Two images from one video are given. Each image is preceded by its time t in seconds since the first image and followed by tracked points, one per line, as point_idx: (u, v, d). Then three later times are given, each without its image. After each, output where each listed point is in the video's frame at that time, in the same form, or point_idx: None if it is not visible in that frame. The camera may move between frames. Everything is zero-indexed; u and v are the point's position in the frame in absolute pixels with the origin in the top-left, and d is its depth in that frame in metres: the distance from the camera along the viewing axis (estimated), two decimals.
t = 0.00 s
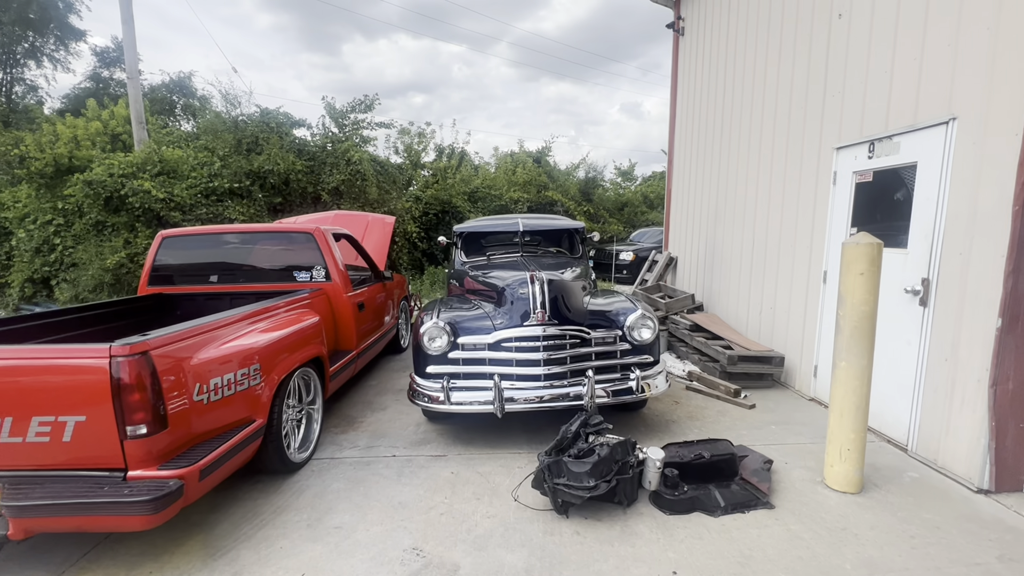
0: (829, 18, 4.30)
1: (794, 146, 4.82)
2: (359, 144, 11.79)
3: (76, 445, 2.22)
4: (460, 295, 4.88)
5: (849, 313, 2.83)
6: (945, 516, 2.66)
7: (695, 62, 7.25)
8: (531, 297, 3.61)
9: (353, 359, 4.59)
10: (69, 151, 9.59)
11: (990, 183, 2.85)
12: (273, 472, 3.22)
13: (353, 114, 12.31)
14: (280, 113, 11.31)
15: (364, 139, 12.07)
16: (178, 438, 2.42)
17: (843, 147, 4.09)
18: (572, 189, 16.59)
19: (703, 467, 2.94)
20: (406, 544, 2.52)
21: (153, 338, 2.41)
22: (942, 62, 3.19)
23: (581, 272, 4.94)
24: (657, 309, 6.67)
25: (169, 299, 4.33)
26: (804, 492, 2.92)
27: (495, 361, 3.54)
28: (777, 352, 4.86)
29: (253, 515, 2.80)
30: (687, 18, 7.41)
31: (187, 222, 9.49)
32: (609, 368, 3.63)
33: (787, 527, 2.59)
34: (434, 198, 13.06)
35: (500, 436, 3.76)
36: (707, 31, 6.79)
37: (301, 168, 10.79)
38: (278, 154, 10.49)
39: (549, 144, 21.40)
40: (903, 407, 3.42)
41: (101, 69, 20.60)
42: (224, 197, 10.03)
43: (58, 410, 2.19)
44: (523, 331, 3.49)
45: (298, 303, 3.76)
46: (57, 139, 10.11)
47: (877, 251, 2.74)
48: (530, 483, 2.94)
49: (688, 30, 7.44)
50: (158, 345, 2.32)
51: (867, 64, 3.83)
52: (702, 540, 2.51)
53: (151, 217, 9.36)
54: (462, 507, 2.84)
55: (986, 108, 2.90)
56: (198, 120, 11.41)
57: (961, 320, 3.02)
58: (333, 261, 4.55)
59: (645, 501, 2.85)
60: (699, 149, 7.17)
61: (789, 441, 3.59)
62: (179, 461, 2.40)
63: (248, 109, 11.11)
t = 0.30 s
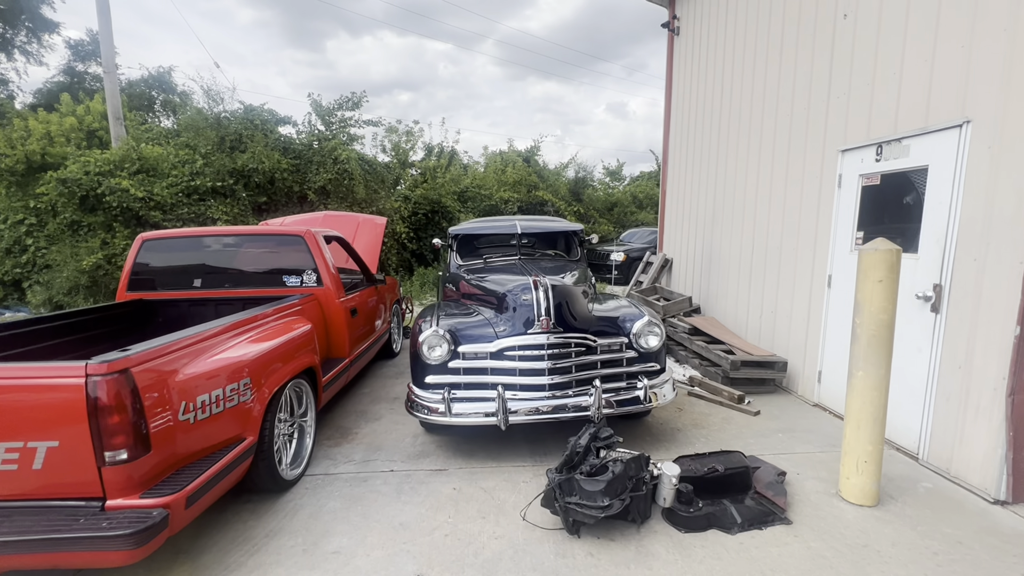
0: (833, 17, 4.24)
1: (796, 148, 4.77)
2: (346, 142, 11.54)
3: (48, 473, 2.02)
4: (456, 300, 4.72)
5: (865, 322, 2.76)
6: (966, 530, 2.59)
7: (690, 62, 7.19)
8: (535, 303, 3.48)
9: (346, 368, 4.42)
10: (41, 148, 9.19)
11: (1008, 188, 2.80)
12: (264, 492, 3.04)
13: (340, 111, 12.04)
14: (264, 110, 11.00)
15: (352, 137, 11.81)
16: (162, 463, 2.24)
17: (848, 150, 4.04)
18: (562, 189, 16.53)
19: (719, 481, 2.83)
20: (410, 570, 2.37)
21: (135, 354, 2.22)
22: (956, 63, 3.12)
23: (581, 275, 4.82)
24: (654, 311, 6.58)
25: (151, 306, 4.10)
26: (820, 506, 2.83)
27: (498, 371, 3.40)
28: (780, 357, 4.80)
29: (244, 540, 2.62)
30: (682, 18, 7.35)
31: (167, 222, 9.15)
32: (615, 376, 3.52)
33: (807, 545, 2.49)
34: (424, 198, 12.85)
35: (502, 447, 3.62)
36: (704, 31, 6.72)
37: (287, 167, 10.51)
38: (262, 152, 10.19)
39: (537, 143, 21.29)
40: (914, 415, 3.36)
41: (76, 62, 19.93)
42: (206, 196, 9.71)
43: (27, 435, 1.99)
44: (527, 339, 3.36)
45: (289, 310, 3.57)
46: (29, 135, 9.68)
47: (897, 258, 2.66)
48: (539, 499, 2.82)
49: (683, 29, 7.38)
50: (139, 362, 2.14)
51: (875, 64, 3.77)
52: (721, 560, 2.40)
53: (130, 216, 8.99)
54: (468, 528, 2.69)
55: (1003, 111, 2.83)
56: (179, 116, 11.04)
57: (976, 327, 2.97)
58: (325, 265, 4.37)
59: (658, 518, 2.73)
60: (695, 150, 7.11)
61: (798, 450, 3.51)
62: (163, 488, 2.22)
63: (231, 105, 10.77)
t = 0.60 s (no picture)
0: (836, 12, 4.17)
1: (796, 145, 4.70)
2: (332, 135, 11.25)
3: (13, 497, 1.83)
4: (451, 300, 4.57)
5: (879, 324, 2.68)
6: (983, 536, 2.54)
7: (685, 56, 7.10)
8: (537, 304, 3.34)
9: (337, 371, 4.24)
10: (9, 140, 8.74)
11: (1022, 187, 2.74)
12: (253, 506, 2.86)
13: (326, 104, 11.73)
14: (246, 102, 10.65)
15: (338, 130, 11.52)
16: (144, 482, 2.06)
17: (852, 147, 3.98)
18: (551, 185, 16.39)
19: (731, 489, 2.74)
20: None
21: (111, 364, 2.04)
22: (968, 59, 3.06)
23: (580, 274, 4.70)
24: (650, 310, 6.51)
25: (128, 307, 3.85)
26: (833, 513, 2.76)
27: (499, 375, 3.26)
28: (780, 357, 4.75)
29: (232, 561, 2.45)
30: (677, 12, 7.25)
31: (145, 218, 8.79)
32: (620, 379, 3.41)
33: (825, 555, 2.41)
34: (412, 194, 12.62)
35: (503, 454, 3.49)
36: (699, 25, 6.63)
37: (270, 161, 10.20)
38: (244, 145, 9.86)
39: (525, 137, 21.11)
40: (921, 416, 3.32)
41: (46, 51, 19.15)
42: (186, 191, 9.36)
43: None
44: (530, 342, 3.22)
45: (277, 311, 3.39)
46: None
47: (913, 258, 2.59)
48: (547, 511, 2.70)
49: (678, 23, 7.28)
50: (116, 374, 1.95)
51: (881, 60, 3.70)
52: (739, 573, 2.31)
53: (105, 212, 8.61)
54: (472, 543, 2.56)
55: (1017, 108, 2.77)
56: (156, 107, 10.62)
57: (987, 329, 2.92)
58: (314, 264, 4.17)
59: (670, 529, 2.63)
60: (690, 146, 7.03)
61: (805, 453, 3.44)
62: (145, 509, 2.05)
63: (211, 97, 10.40)
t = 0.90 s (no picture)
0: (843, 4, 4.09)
1: (799, 140, 4.64)
2: (318, 127, 10.94)
3: None
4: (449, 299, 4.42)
5: (899, 326, 2.61)
6: (1002, 542, 2.50)
7: (682, 49, 6.99)
8: (543, 305, 3.22)
9: (332, 373, 4.08)
10: None
11: None
12: (248, 521, 2.71)
13: (311, 95, 11.40)
14: (228, 92, 10.29)
15: (324, 122, 11.22)
16: (131, 504, 1.90)
17: (859, 143, 3.92)
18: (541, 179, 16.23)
19: (747, 497, 2.66)
20: None
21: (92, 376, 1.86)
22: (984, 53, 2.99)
23: (581, 273, 4.59)
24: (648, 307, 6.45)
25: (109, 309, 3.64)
26: (849, 518, 2.70)
27: (504, 379, 3.14)
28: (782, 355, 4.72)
29: None
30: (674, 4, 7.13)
31: (123, 212, 8.44)
32: (628, 382, 3.32)
33: (847, 565, 2.35)
34: (401, 187, 12.37)
35: (507, 460, 3.38)
36: (697, 17, 6.53)
37: (254, 153, 9.88)
38: (227, 137, 9.53)
39: (515, 130, 20.90)
40: (932, 417, 3.28)
41: (15, 37, 18.34)
42: (166, 184, 9.01)
43: None
44: (537, 345, 3.11)
45: (270, 313, 3.22)
46: None
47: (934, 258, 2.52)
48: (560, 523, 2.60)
49: (674, 15, 7.16)
50: (98, 389, 1.78)
51: (891, 54, 3.63)
52: None
53: (81, 205, 8.24)
54: (481, 558, 2.44)
55: None
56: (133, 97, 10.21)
57: (1002, 329, 2.87)
58: (307, 262, 3.99)
59: (686, 539, 2.55)
60: (687, 140, 6.95)
61: (814, 455, 3.39)
62: (133, 534, 1.88)
63: (192, 86, 10.03)
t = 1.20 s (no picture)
0: None
1: (803, 135, 4.60)
2: (306, 117, 10.66)
3: None
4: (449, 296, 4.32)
5: (917, 326, 2.57)
6: (1017, 541, 2.49)
7: (681, 40, 6.90)
8: (552, 304, 3.14)
9: (331, 373, 3.97)
10: None
11: None
12: (250, 531, 2.60)
13: (299, 84, 11.10)
14: (212, 80, 9.95)
15: (312, 112, 10.94)
16: (129, 521, 1.79)
17: (866, 138, 3.88)
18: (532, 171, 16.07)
19: (764, 499, 2.62)
20: None
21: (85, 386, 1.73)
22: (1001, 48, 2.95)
23: (583, 268, 4.52)
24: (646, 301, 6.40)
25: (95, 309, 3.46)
26: (865, 519, 2.68)
27: (513, 380, 3.06)
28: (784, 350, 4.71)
29: None
30: None
31: (104, 204, 8.12)
32: (637, 381, 3.26)
33: (867, 568, 2.32)
34: (392, 179, 12.15)
35: (515, 461, 3.30)
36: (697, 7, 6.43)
37: (241, 144, 9.59)
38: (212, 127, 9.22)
39: (504, 122, 20.70)
40: (940, 415, 3.28)
41: None
42: (149, 175, 8.70)
43: None
44: (546, 345, 3.02)
45: (268, 314, 3.09)
46: None
47: (954, 257, 2.48)
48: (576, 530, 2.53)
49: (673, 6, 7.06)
50: (92, 401, 1.66)
51: (901, 47, 3.58)
52: None
53: (60, 198, 7.88)
54: (496, 566, 2.36)
55: None
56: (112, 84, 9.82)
57: (1014, 328, 2.86)
58: (303, 259, 3.85)
59: (704, 544, 2.50)
60: (685, 133, 6.88)
61: (823, 453, 3.37)
62: (133, 553, 1.77)
63: (174, 74, 9.67)
